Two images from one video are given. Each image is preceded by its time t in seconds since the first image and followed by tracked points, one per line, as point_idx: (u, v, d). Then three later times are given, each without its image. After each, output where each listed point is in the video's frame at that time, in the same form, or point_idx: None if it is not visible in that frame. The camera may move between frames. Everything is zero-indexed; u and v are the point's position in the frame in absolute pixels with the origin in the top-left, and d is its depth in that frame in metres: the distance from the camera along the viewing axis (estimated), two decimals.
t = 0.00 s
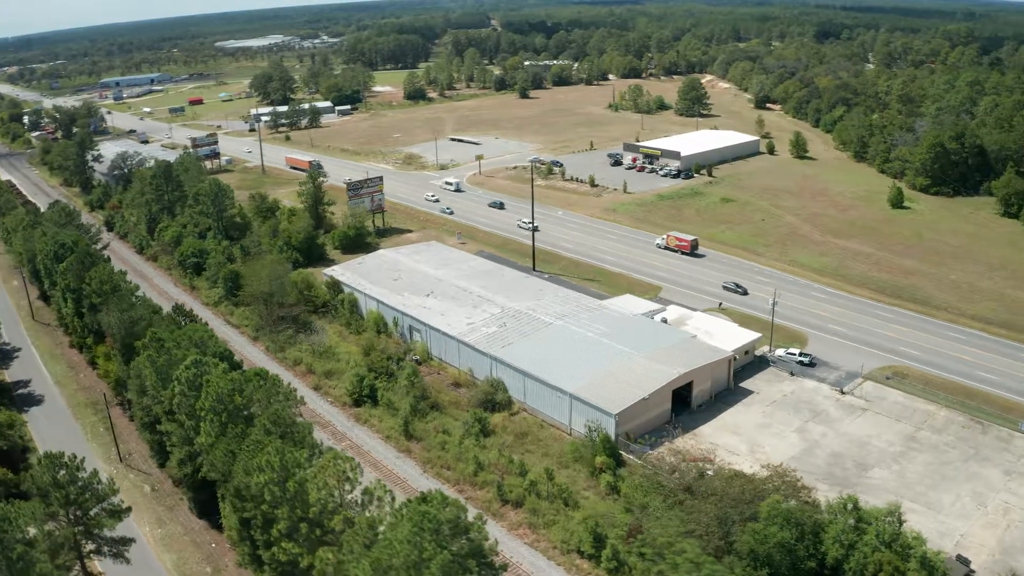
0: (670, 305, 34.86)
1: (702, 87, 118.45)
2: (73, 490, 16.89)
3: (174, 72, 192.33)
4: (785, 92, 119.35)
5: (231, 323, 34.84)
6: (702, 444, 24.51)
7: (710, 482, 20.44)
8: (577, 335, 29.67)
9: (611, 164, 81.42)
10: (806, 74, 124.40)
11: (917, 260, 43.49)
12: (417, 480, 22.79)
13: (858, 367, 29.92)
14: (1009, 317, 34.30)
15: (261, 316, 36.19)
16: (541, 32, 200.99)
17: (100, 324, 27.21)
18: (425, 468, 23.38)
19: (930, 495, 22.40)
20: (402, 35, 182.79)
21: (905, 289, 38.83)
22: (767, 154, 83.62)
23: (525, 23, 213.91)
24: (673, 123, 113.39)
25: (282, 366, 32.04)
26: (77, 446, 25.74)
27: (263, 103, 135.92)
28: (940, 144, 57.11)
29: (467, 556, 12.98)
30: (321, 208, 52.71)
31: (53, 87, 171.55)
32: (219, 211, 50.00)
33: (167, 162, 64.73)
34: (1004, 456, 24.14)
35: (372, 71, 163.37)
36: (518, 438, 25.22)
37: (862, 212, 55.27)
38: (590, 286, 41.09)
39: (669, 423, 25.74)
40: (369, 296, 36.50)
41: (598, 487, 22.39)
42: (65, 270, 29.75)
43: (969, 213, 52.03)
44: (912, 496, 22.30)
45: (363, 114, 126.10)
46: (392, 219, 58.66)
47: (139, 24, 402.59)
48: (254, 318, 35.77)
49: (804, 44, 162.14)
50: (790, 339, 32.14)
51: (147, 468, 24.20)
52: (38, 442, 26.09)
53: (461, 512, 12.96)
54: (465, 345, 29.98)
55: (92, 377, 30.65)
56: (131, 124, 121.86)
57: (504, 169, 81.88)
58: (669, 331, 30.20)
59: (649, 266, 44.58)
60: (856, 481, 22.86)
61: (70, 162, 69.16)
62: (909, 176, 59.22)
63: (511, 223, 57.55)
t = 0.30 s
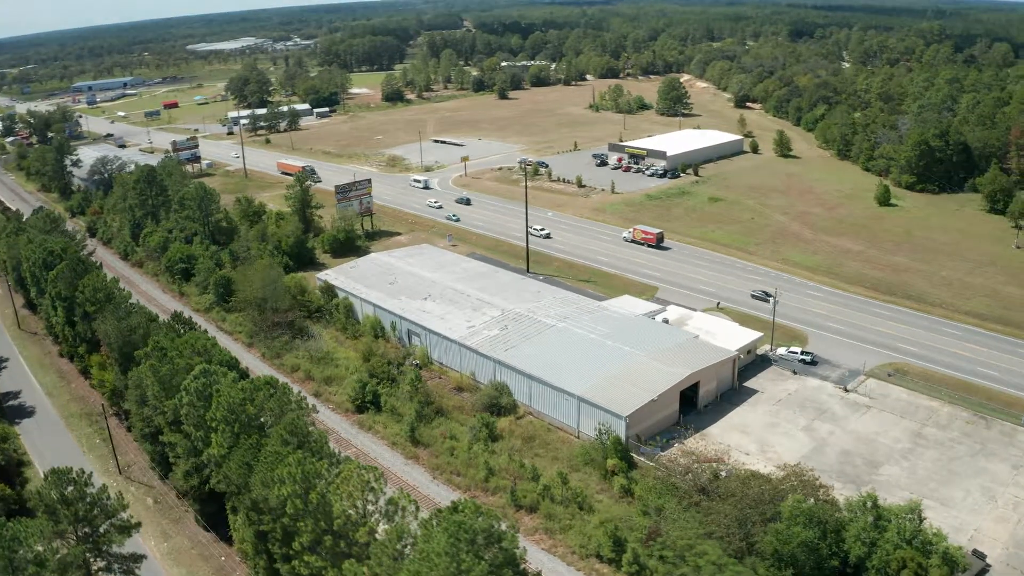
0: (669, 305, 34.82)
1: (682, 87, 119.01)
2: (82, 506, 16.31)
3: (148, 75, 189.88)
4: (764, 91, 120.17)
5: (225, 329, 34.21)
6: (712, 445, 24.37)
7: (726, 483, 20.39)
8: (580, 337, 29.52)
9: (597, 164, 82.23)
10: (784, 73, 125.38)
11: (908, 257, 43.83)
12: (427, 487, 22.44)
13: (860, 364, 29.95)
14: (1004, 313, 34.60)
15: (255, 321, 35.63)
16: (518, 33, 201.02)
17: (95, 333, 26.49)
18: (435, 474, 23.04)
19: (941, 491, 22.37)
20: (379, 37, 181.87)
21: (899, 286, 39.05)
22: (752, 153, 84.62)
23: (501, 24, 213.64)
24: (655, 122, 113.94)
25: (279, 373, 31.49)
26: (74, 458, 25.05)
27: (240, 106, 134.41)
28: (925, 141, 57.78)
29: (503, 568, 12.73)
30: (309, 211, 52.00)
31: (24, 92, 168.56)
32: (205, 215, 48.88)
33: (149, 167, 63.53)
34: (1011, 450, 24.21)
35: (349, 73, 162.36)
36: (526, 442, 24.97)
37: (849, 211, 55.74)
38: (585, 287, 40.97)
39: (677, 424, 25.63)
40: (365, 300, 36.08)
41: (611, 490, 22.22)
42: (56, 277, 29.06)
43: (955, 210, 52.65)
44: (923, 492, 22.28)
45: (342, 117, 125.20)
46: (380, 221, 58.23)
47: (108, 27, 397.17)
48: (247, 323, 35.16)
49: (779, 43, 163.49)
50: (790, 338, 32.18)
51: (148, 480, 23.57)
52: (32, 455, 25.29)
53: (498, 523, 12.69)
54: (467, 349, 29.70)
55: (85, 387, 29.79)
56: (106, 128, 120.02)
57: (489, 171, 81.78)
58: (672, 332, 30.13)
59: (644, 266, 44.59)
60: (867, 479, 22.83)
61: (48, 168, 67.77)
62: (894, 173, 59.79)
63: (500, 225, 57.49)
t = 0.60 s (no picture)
0: (666, 305, 34.76)
1: (660, 87, 119.56)
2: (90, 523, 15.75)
3: (118, 79, 186.90)
4: (741, 90, 121.06)
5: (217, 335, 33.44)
6: (720, 445, 24.32)
7: (741, 482, 20.33)
8: (582, 339, 29.40)
9: (581, 164, 83.17)
10: (760, 71, 126.44)
11: (897, 254, 44.26)
12: (437, 493, 22.07)
13: (859, 361, 30.04)
14: (996, 308, 34.99)
15: (247, 328, 34.97)
16: (491, 34, 200.79)
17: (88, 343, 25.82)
18: (443, 480, 22.69)
19: (948, 486, 22.36)
20: (352, 39, 180.70)
21: (890, 282, 39.35)
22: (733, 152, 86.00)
23: (474, 25, 213.13)
24: (634, 122, 114.44)
25: (275, 380, 30.89)
26: (69, 473, 24.26)
27: (214, 109, 132.64)
28: (907, 140, 58.74)
29: None
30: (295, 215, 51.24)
31: None
32: (189, 220, 47.87)
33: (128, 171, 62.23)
34: (1013, 443, 24.34)
35: (323, 75, 161.05)
36: (533, 446, 24.75)
37: (834, 211, 56.26)
38: (579, 289, 40.87)
39: (682, 425, 25.55)
40: (359, 305, 35.65)
41: (622, 492, 22.05)
42: (45, 286, 28.28)
43: (938, 207, 53.46)
44: (931, 487, 22.28)
45: (319, 119, 124.10)
46: (366, 224, 57.76)
47: (72, 30, 390.22)
48: (239, 330, 34.43)
49: (753, 41, 164.84)
50: (788, 336, 32.24)
51: (148, 492, 22.82)
52: (25, 469, 24.51)
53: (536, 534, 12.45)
54: (468, 352, 29.45)
55: (75, 399, 28.94)
56: (78, 133, 117.89)
57: (472, 172, 81.60)
58: (672, 333, 30.11)
59: (635, 269, 44.64)
60: (875, 476, 22.82)
61: (23, 174, 66.22)
62: (876, 170, 60.66)
63: (488, 227, 57.46)
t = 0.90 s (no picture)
0: (662, 305, 34.75)
1: (635, 87, 120.04)
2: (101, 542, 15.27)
3: (85, 84, 183.50)
4: (715, 90, 121.91)
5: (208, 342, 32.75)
6: (726, 444, 24.31)
7: (753, 481, 20.29)
8: (581, 341, 29.29)
9: (562, 164, 83.70)
10: (733, 70, 127.43)
11: (882, 251, 44.78)
12: (445, 499, 21.77)
13: (855, 358, 30.22)
14: (985, 303, 35.51)
15: (238, 335, 34.35)
16: (463, 35, 200.29)
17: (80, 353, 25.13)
18: (450, 486, 22.39)
19: (954, 480, 22.48)
20: (323, 40, 179.14)
21: (879, 279, 39.80)
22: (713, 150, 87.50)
23: (445, 25, 212.27)
24: (612, 122, 114.85)
25: (269, 387, 30.34)
26: (63, 487, 23.54)
27: (186, 113, 130.56)
28: (887, 137, 59.84)
29: None
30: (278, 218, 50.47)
31: None
32: (171, 225, 46.88)
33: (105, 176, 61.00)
34: (1013, 437, 24.61)
35: (295, 77, 159.42)
36: (539, 449, 24.55)
37: (817, 210, 56.79)
38: (571, 291, 40.75)
39: (687, 425, 25.51)
40: (352, 309, 35.22)
41: (632, 494, 21.93)
42: (33, 294, 27.49)
43: (921, 202, 54.63)
44: (937, 481, 22.40)
45: (293, 122, 122.81)
46: (350, 227, 57.23)
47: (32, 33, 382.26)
48: (229, 337, 33.76)
49: (724, 40, 166.12)
50: (783, 334, 32.40)
51: (147, 506, 22.18)
52: (16, 483, 23.72)
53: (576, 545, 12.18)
54: (466, 356, 29.22)
55: (64, 411, 28.09)
56: (47, 138, 115.43)
57: (453, 174, 81.36)
58: (670, 333, 30.12)
59: (626, 270, 44.71)
60: (882, 472, 22.90)
61: None
62: (856, 168, 61.58)
63: (474, 228, 57.33)
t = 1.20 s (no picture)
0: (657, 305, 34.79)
1: (611, 87, 120.39)
2: (113, 562, 14.79)
3: (49, 88, 179.69)
4: (690, 89, 122.63)
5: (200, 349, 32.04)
6: (732, 444, 24.35)
7: (766, 480, 20.30)
8: (581, 343, 29.23)
9: (543, 166, 84.11)
10: (706, 70, 128.29)
11: (869, 249, 45.39)
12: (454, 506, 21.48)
13: (851, 355, 30.47)
14: (973, 297, 36.12)
15: (229, 343, 33.70)
16: (434, 37, 199.59)
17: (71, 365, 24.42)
18: (459, 493, 22.11)
19: (959, 474, 22.65)
20: (294, 43, 177.35)
21: (867, 276, 40.35)
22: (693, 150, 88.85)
23: (415, 26, 211.02)
24: (589, 122, 115.18)
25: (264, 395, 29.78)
26: (57, 503, 22.76)
27: (157, 117, 128.35)
28: (867, 134, 61.84)
29: None
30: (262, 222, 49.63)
31: None
32: (154, 231, 45.85)
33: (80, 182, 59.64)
34: (1012, 430, 24.86)
35: (267, 80, 157.62)
36: (544, 453, 24.38)
37: (800, 212, 57.45)
38: (563, 293, 40.69)
39: (691, 425, 25.52)
40: (345, 314, 34.80)
41: (642, 496, 21.83)
42: (21, 305, 26.72)
43: (903, 199, 56.50)
44: (942, 475, 22.55)
45: (267, 125, 121.39)
46: (334, 231, 56.66)
47: None
48: (220, 344, 33.07)
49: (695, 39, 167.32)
50: (779, 333, 32.59)
51: (147, 520, 21.50)
52: (8, 501, 22.90)
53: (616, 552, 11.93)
54: (465, 360, 28.99)
55: (54, 423, 27.25)
56: (14, 144, 112.83)
57: (433, 176, 81.00)
58: (669, 333, 30.17)
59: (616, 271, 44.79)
60: (887, 467, 23.03)
61: None
62: (837, 164, 63.56)
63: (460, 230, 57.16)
